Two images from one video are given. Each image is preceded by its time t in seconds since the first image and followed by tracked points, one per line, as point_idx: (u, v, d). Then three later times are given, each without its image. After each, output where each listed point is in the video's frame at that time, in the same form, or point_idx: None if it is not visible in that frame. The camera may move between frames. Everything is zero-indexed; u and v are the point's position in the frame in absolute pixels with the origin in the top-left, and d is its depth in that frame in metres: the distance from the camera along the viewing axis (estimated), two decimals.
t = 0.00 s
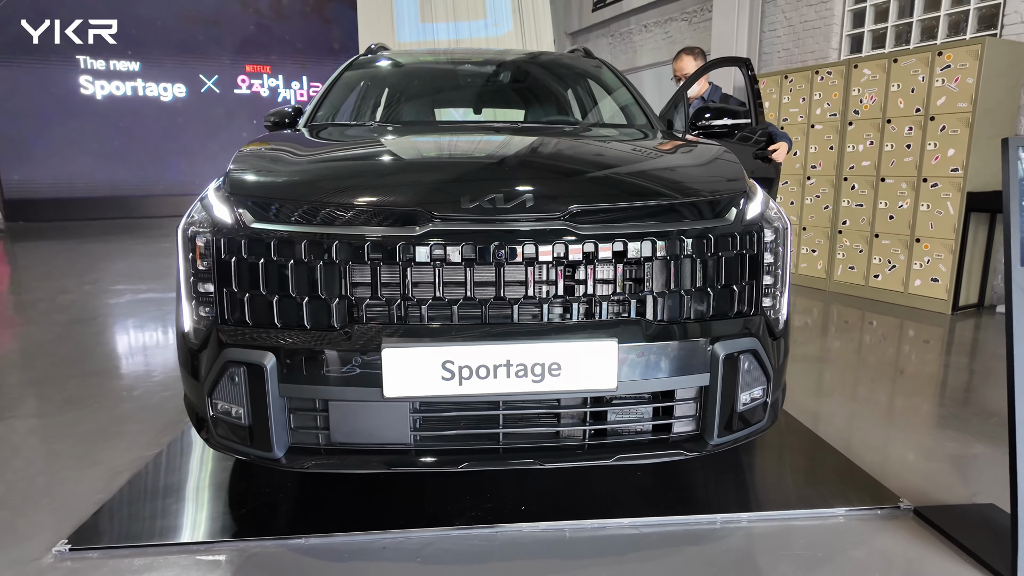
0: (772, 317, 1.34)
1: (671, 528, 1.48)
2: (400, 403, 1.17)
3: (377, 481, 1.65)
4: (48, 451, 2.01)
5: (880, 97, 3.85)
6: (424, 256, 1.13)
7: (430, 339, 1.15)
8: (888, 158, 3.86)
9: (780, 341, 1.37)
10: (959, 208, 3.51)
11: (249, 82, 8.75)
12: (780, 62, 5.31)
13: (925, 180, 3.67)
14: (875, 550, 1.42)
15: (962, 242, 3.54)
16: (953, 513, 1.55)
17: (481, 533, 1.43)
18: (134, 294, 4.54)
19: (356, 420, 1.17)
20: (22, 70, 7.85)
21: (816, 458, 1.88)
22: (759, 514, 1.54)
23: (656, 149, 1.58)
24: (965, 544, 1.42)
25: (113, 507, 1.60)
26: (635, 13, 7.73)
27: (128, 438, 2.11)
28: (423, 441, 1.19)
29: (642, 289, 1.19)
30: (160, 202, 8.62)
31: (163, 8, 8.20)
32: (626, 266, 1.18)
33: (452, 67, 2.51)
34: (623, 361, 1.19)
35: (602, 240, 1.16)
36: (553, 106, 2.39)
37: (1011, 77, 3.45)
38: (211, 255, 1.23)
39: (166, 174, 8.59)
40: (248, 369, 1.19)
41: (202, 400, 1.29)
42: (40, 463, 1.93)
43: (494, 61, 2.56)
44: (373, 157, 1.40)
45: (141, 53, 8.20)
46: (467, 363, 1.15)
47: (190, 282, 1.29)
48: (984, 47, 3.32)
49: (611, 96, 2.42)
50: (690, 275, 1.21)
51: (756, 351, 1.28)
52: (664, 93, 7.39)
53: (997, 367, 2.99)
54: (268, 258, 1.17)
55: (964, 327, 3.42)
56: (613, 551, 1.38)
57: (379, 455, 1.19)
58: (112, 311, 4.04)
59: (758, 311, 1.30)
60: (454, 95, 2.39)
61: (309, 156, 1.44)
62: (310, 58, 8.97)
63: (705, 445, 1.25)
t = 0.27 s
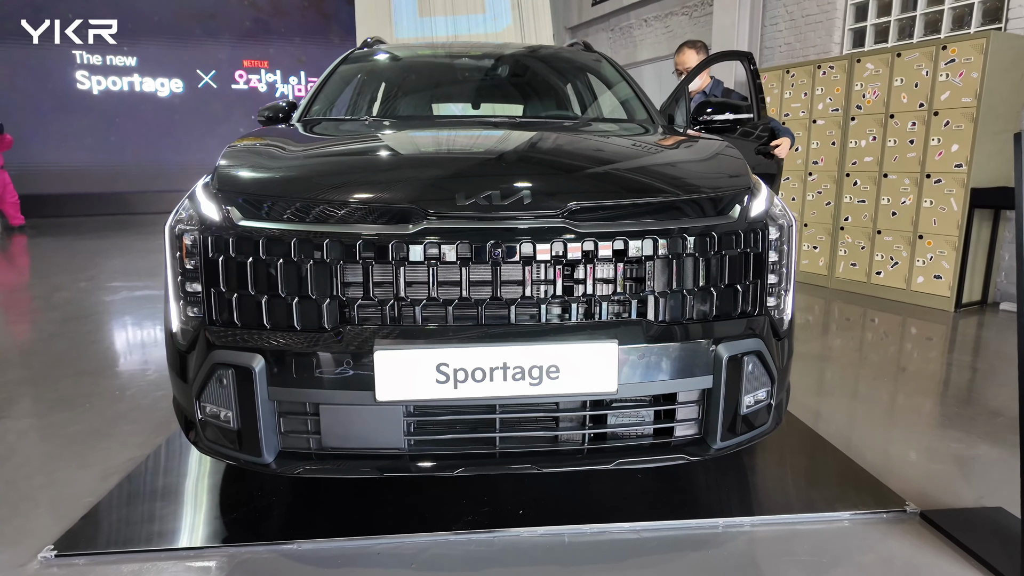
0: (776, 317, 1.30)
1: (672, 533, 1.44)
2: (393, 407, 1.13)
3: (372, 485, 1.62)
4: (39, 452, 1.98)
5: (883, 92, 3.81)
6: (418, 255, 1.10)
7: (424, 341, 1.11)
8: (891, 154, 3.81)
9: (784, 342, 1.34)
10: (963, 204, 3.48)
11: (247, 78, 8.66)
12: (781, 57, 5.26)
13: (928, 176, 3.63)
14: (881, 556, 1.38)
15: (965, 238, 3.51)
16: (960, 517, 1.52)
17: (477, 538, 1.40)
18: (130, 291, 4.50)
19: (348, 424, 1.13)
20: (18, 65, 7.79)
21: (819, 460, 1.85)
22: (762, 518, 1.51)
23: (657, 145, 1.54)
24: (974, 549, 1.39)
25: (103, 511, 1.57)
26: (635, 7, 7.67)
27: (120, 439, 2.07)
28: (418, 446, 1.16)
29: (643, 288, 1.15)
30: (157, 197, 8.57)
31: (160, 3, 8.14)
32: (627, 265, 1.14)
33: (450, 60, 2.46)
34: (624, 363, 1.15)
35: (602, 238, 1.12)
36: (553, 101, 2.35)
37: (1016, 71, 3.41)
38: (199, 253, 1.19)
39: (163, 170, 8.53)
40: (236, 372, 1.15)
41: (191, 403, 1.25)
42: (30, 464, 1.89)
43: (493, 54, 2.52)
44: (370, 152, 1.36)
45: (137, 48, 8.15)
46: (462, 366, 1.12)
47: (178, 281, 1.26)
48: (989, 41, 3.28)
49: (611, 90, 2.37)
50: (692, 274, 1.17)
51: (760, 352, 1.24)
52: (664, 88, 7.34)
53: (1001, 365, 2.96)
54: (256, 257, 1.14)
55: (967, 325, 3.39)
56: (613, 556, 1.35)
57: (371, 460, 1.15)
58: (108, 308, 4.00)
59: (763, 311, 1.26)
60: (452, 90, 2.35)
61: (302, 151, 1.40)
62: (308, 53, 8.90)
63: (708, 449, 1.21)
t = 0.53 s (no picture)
0: (780, 317, 1.27)
1: (673, 537, 1.41)
2: (386, 410, 1.10)
3: (367, 487, 1.59)
4: (29, 453, 1.94)
5: (886, 87, 3.76)
6: (412, 253, 1.06)
7: (419, 343, 1.08)
8: (894, 150, 3.78)
9: (789, 342, 1.30)
10: (967, 200, 3.44)
11: (245, 73, 8.57)
12: (783, 51, 5.21)
13: (931, 172, 3.59)
14: (888, 561, 1.35)
15: (969, 235, 3.47)
16: (968, 521, 1.49)
17: (474, 543, 1.37)
18: (126, 287, 4.46)
19: (340, 428, 1.10)
20: (13, 59, 7.72)
21: (823, 461, 1.81)
22: (766, 521, 1.48)
23: (658, 139, 1.51)
24: (982, 554, 1.36)
25: (92, 514, 1.54)
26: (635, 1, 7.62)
27: (112, 440, 2.04)
28: (412, 451, 1.12)
29: (645, 288, 1.12)
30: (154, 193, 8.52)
31: None
32: (628, 263, 1.11)
33: (447, 54, 2.42)
34: (624, 365, 1.12)
35: (602, 236, 1.09)
36: (552, 95, 2.31)
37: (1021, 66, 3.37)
38: (186, 252, 1.16)
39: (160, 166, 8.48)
40: (225, 374, 1.11)
41: (179, 406, 1.22)
42: (20, 465, 1.86)
43: (491, 48, 2.48)
44: (366, 147, 1.33)
45: (133, 43, 8.08)
46: (457, 368, 1.08)
47: (166, 280, 1.22)
48: (995, 35, 3.23)
49: (611, 84, 2.33)
50: (695, 273, 1.14)
51: (765, 354, 1.21)
52: (664, 83, 7.29)
53: (1005, 363, 2.93)
54: (245, 256, 1.10)
55: (970, 322, 3.36)
56: (613, 562, 1.32)
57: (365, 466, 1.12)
58: (103, 305, 3.97)
59: (767, 311, 1.23)
60: (450, 84, 2.31)
61: (294, 146, 1.36)
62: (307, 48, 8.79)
63: (711, 453, 1.18)
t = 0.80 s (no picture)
0: (785, 320, 1.24)
1: (675, 544, 1.38)
2: (381, 416, 1.07)
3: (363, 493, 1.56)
4: (21, 455, 1.92)
5: (889, 83, 3.73)
6: (407, 255, 1.03)
7: (414, 347, 1.05)
8: (897, 146, 3.74)
9: (794, 345, 1.27)
10: (971, 198, 3.41)
11: (244, 69, 8.45)
12: (785, 47, 5.17)
13: (935, 169, 3.56)
14: (894, 569, 1.32)
15: (973, 233, 3.44)
16: (975, 528, 1.46)
17: (471, 549, 1.34)
18: (124, 285, 4.44)
19: (332, 435, 1.07)
20: (13, 56, 7.72)
21: (827, 465, 1.79)
22: (769, 527, 1.45)
23: (659, 137, 1.47)
24: (991, 563, 1.33)
25: (83, 520, 1.51)
26: None
27: (107, 441, 2.01)
28: (408, 458, 1.09)
29: (646, 291, 1.09)
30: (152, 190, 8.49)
31: None
32: (629, 266, 1.07)
33: (446, 50, 2.39)
34: (625, 370, 1.09)
35: (603, 237, 1.05)
36: (552, 92, 2.27)
37: None
38: (175, 253, 1.13)
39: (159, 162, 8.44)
40: (214, 380, 1.08)
41: (169, 411, 1.19)
42: (12, 468, 1.83)
43: (491, 44, 2.44)
44: (369, 145, 1.29)
45: (131, 40, 8.01)
46: (453, 374, 1.05)
47: (156, 282, 1.19)
48: (1000, 31, 3.20)
49: (612, 81, 2.30)
50: (699, 276, 1.10)
51: (770, 358, 1.18)
52: (665, 79, 7.25)
53: (1009, 363, 2.90)
54: (235, 258, 1.07)
55: (974, 321, 3.33)
56: (613, 570, 1.29)
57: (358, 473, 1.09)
58: (101, 303, 3.94)
59: (772, 315, 1.19)
60: (449, 80, 2.27)
61: (288, 144, 1.33)
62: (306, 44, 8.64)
63: (714, 459, 1.15)
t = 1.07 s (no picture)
0: (791, 322, 1.20)
1: (677, 550, 1.35)
2: (374, 422, 1.04)
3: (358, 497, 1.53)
4: (12, 457, 1.89)
5: (894, 79, 3.68)
6: (400, 256, 1.00)
7: (408, 351, 1.02)
8: (901, 143, 3.70)
9: (799, 348, 1.24)
10: (976, 195, 3.37)
11: (241, 65, 8.36)
12: (789, 42, 5.12)
13: (940, 166, 3.51)
14: None
15: (978, 231, 3.40)
16: (983, 534, 1.43)
17: (468, 556, 1.31)
18: (122, 282, 4.41)
19: (324, 441, 1.04)
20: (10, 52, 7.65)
21: (832, 468, 1.76)
22: (773, 533, 1.42)
23: (661, 134, 1.44)
24: (1000, 570, 1.30)
25: (74, 524, 1.48)
26: None
27: (100, 442, 1.98)
28: (402, 465, 1.06)
29: (648, 292, 1.05)
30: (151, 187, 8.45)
31: None
32: (630, 267, 1.04)
33: (445, 45, 2.35)
34: (626, 374, 1.05)
35: (603, 237, 1.02)
36: (552, 88, 2.23)
37: None
38: (162, 254, 1.09)
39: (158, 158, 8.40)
40: (203, 384, 1.05)
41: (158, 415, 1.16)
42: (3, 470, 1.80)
43: (491, 39, 2.40)
44: (368, 141, 1.26)
45: (129, 35, 7.87)
46: (448, 379, 1.03)
47: (144, 283, 1.16)
48: (1007, 25, 3.15)
49: (613, 77, 2.26)
50: (702, 277, 1.07)
51: (775, 361, 1.14)
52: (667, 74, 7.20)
53: (1014, 362, 2.86)
54: (224, 258, 1.04)
55: (979, 320, 3.29)
56: None
57: (351, 480, 1.06)
58: (98, 301, 3.91)
59: (777, 317, 1.16)
60: (448, 76, 2.23)
61: (280, 141, 1.30)
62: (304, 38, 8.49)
63: (716, 465, 1.12)
